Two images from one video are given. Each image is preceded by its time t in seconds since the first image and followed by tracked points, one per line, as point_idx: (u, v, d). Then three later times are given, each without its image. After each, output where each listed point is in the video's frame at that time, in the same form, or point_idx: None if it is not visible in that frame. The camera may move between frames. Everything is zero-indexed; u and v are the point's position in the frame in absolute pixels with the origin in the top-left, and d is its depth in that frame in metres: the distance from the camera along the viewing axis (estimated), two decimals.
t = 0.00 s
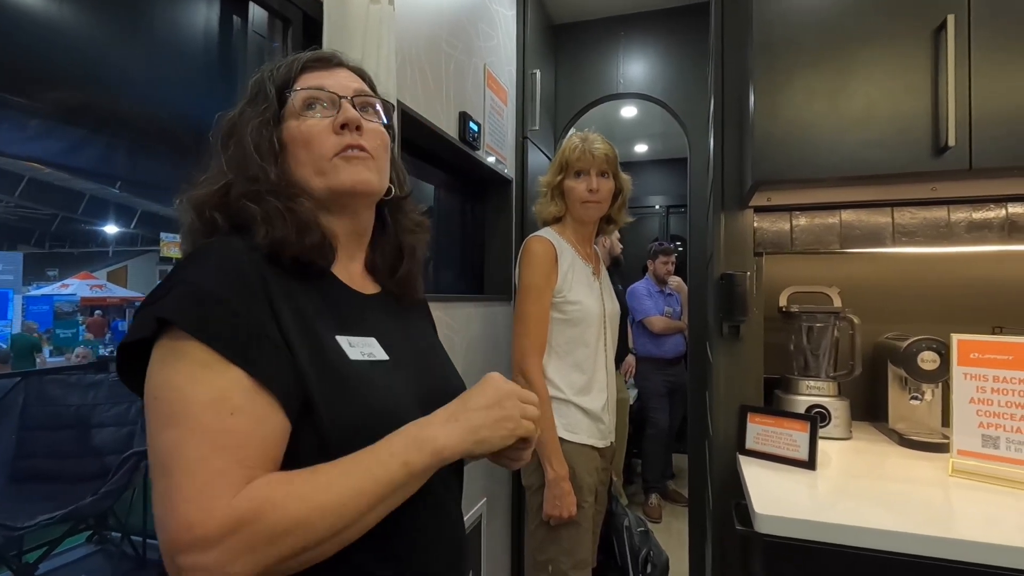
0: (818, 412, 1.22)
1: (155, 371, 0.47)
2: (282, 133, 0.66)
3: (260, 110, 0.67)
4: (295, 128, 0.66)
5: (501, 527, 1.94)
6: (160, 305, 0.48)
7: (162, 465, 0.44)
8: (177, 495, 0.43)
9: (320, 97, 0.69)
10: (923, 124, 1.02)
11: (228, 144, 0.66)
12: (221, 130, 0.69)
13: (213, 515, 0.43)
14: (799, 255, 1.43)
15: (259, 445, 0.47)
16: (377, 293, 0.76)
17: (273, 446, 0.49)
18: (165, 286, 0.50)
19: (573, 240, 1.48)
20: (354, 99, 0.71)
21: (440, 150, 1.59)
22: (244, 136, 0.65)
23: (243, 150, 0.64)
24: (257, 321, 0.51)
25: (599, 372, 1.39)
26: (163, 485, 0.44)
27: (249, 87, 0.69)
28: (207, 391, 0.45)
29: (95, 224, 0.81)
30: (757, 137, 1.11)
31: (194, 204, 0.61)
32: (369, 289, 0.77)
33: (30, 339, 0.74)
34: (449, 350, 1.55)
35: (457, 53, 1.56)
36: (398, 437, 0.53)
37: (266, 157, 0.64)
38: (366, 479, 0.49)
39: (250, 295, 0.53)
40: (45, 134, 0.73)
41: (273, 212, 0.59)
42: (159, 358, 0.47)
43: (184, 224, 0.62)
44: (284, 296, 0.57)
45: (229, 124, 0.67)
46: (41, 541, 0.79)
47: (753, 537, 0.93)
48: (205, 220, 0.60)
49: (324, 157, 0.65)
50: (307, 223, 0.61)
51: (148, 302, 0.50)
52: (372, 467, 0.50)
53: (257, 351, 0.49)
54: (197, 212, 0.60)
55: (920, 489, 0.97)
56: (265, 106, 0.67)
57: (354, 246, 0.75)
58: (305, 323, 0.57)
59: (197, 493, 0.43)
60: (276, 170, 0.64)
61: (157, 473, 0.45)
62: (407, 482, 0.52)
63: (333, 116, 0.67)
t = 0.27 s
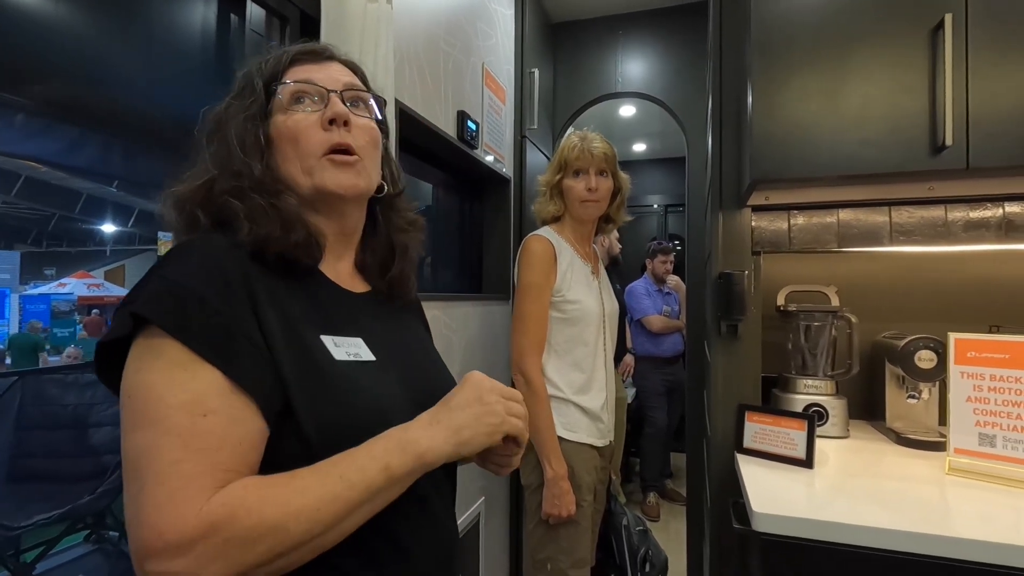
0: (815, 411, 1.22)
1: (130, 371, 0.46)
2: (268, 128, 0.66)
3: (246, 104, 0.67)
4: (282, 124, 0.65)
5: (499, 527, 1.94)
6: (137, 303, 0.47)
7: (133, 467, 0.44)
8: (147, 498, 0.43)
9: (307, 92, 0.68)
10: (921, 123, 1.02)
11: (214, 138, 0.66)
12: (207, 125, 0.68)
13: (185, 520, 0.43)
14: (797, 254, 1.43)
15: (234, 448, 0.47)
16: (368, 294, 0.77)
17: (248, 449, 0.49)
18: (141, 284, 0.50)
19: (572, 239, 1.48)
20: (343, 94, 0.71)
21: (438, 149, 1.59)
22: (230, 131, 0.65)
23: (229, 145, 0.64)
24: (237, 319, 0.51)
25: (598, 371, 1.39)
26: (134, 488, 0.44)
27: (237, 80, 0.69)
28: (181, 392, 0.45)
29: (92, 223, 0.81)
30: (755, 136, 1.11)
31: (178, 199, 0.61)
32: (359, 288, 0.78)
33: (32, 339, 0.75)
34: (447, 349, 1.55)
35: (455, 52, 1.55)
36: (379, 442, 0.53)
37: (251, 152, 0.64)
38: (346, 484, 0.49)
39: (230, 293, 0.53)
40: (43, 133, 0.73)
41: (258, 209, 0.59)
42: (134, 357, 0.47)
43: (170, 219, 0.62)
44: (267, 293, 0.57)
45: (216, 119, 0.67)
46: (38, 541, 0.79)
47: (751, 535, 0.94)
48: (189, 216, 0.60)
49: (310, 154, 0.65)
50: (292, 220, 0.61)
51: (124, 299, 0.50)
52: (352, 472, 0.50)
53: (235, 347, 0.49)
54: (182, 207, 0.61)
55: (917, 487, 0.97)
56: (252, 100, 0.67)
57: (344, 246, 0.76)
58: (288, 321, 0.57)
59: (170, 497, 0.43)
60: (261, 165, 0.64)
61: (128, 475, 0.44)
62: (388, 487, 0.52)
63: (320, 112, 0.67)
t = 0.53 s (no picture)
0: (804, 408, 1.23)
1: (67, 375, 0.42)
2: (227, 109, 0.64)
3: (204, 85, 0.64)
4: (245, 104, 0.64)
5: (490, 524, 1.94)
6: (79, 300, 0.43)
7: (70, 483, 0.39)
8: (88, 517, 0.39)
9: (272, 72, 0.67)
10: (907, 123, 1.03)
11: (168, 120, 0.63)
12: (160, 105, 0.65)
13: (134, 539, 0.39)
14: (786, 253, 1.44)
15: (188, 457, 0.43)
16: (341, 289, 0.76)
17: (204, 456, 0.45)
18: (81, 278, 0.45)
19: (563, 237, 1.48)
20: (311, 74, 0.70)
21: (429, 146, 1.58)
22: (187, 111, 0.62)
23: (184, 127, 0.61)
24: (190, 311, 0.48)
25: (588, 369, 1.40)
26: (72, 507, 0.40)
27: (194, 56, 0.67)
28: (130, 398, 0.41)
29: (78, 220, 0.81)
30: (744, 135, 1.12)
31: (125, 182, 0.57)
32: (332, 283, 0.76)
33: (20, 337, 0.74)
34: (438, 348, 1.55)
35: (446, 49, 1.55)
36: (352, 446, 0.50)
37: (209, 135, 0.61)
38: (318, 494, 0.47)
39: (184, 282, 0.49)
40: (28, 129, 0.71)
41: (217, 194, 0.56)
42: (74, 360, 0.42)
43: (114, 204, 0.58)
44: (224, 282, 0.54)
45: (170, 99, 0.64)
46: (23, 542, 0.78)
47: (740, 531, 0.94)
48: (138, 199, 0.57)
49: (275, 137, 0.63)
50: (255, 208, 0.58)
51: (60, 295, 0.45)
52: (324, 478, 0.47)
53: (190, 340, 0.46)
54: (130, 191, 0.57)
55: (902, 483, 0.98)
56: (211, 78, 0.65)
57: (314, 240, 0.75)
58: (247, 313, 0.55)
59: (116, 516, 0.39)
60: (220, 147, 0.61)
61: (64, 492, 0.40)
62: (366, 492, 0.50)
63: (286, 92, 0.65)
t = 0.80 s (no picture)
0: (803, 413, 1.23)
1: None
2: (174, 86, 0.59)
3: (148, 57, 0.59)
4: (197, 78, 0.59)
5: (490, 529, 1.94)
6: None
7: None
8: None
9: (228, 43, 0.62)
10: (905, 128, 1.04)
11: (106, 95, 0.57)
12: (97, 76, 0.59)
13: None
14: (785, 258, 1.44)
15: (105, 480, 0.39)
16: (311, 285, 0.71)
17: (127, 481, 0.40)
18: None
19: (563, 242, 1.48)
20: (272, 46, 0.64)
21: (428, 151, 1.58)
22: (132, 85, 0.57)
23: (124, 104, 0.56)
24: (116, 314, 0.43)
25: (588, 373, 1.39)
26: None
27: (139, 26, 0.63)
28: (35, 416, 0.36)
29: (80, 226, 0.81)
30: (742, 140, 1.12)
31: (49, 162, 0.51)
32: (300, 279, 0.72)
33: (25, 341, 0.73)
34: (438, 353, 1.55)
35: (445, 54, 1.55)
36: (306, 467, 0.46)
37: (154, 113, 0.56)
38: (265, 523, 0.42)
39: (109, 280, 0.44)
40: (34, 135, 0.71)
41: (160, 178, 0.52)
42: None
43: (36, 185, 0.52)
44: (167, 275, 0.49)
45: (110, 72, 0.59)
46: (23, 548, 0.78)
47: (738, 537, 0.94)
48: (65, 181, 0.51)
49: (230, 114, 0.58)
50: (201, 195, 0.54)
51: None
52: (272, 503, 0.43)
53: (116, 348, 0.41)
54: (54, 171, 0.51)
55: (903, 488, 0.98)
56: (155, 49, 0.60)
57: (279, 231, 0.69)
58: (189, 314, 0.49)
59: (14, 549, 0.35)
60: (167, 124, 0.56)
61: None
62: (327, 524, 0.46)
63: (242, 65, 0.60)
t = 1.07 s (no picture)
0: (808, 420, 1.23)
1: None
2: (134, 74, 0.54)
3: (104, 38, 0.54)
4: (165, 66, 0.55)
5: (493, 537, 1.93)
6: None
7: None
8: None
9: (202, 32, 0.59)
10: (908, 135, 1.04)
11: (51, 74, 0.52)
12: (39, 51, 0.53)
13: None
14: (788, 264, 1.44)
15: (30, 515, 0.35)
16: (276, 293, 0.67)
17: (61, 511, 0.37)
18: None
19: (567, 249, 1.48)
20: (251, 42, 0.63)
21: (432, 158, 1.59)
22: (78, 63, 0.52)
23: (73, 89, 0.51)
24: (49, 323, 0.38)
25: (593, 380, 1.39)
26: None
27: None
28: None
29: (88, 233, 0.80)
30: (745, 147, 1.12)
31: None
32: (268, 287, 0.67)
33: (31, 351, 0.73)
34: (441, 359, 1.55)
35: (448, 62, 1.56)
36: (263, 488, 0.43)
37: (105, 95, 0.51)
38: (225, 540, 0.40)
39: (41, 287, 0.39)
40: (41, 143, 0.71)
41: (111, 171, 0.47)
42: None
43: None
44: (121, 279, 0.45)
45: (57, 48, 0.53)
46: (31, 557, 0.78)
47: (744, 546, 0.93)
48: None
49: (201, 107, 0.54)
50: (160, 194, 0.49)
51: None
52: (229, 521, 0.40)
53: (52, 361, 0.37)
54: None
55: (910, 497, 0.97)
56: (113, 27, 0.55)
57: (239, 240, 0.64)
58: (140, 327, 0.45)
59: None
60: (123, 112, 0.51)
61: None
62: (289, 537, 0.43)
63: (218, 57, 0.57)
